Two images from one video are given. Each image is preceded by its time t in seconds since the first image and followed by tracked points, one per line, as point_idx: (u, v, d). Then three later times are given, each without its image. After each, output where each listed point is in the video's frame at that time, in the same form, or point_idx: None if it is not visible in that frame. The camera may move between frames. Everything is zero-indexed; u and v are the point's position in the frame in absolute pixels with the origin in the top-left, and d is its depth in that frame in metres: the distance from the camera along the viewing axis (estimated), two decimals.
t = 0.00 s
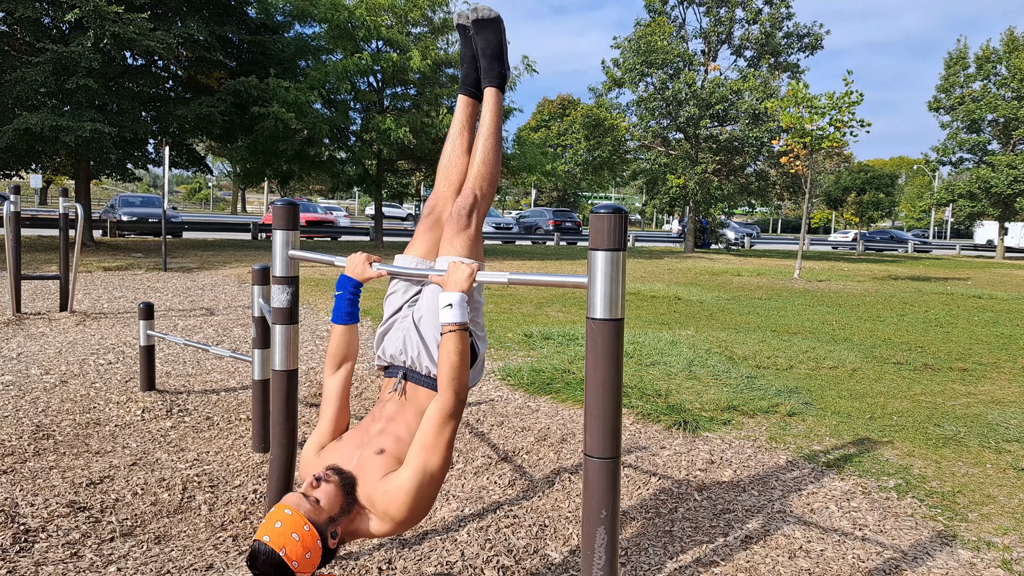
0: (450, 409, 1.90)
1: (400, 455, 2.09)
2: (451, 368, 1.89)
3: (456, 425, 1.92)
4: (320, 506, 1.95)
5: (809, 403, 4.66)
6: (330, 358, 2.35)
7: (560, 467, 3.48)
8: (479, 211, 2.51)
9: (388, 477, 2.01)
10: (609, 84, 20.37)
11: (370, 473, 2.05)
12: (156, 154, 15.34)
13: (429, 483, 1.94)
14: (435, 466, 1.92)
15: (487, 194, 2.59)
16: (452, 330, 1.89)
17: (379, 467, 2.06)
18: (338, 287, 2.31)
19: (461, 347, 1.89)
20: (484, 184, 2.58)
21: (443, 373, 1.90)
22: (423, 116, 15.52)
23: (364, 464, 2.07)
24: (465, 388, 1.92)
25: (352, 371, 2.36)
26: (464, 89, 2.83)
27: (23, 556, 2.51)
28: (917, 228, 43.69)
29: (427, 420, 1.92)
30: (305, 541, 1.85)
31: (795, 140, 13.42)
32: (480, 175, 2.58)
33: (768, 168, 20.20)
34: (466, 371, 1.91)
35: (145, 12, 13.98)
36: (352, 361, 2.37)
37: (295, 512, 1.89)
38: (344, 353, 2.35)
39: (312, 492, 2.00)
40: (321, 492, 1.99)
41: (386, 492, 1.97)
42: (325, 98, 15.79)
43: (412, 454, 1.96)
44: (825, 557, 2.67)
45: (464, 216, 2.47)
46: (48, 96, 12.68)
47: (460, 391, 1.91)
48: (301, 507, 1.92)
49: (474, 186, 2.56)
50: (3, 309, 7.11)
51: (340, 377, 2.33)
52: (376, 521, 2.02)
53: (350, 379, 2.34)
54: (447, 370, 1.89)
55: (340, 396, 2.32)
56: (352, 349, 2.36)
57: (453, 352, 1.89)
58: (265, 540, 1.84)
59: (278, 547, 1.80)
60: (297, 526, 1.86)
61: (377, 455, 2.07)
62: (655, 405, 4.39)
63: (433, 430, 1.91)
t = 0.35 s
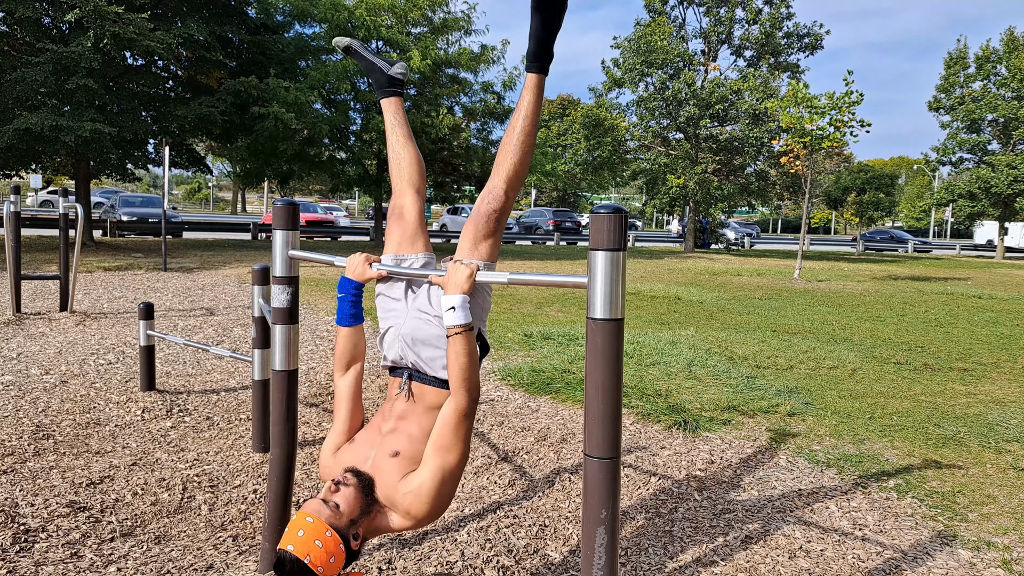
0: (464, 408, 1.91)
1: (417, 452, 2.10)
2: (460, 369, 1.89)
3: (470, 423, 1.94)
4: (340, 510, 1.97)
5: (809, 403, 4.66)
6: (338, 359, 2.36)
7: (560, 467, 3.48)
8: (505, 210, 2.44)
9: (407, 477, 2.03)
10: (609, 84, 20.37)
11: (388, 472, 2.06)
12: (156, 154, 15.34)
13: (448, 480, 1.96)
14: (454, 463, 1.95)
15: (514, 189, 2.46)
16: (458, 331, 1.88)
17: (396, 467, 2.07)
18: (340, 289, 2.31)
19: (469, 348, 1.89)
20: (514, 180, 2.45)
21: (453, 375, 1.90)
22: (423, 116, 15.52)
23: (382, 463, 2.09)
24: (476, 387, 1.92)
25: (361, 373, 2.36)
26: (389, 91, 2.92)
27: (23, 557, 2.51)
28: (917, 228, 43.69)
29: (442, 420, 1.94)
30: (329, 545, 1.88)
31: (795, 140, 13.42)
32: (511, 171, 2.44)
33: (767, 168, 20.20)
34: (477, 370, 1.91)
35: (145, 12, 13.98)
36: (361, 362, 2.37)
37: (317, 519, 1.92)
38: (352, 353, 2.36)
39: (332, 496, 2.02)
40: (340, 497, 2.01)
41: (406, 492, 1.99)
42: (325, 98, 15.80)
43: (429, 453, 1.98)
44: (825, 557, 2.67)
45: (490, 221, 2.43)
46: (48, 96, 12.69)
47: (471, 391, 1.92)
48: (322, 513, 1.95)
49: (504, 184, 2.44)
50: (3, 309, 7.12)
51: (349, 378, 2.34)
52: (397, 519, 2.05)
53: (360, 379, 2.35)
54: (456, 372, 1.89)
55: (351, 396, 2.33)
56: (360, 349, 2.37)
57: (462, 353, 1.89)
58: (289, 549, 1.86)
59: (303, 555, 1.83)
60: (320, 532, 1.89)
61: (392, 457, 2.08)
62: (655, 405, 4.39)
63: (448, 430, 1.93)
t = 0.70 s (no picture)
0: (451, 409, 1.89)
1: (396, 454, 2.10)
2: (451, 369, 1.88)
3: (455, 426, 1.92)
4: (313, 502, 1.99)
5: (809, 403, 4.66)
6: (328, 359, 2.34)
7: (560, 467, 3.48)
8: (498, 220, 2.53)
9: (383, 476, 2.02)
10: (609, 84, 20.36)
11: (363, 470, 2.06)
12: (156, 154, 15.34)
13: (424, 483, 1.95)
14: (433, 467, 1.92)
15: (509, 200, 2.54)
16: (453, 331, 1.88)
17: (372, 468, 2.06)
18: (338, 288, 2.31)
19: (461, 349, 1.88)
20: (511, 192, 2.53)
21: (444, 374, 1.89)
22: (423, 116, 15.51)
23: (359, 460, 2.08)
24: (465, 390, 1.91)
25: (350, 374, 2.35)
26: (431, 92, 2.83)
27: (22, 557, 2.51)
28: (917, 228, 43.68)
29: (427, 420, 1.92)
30: (296, 536, 1.90)
31: (795, 140, 13.42)
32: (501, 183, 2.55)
33: (768, 167, 20.20)
34: (467, 372, 1.91)
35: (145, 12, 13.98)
36: (350, 363, 2.36)
37: (288, 508, 1.94)
38: (343, 353, 2.34)
39: (307, 488, 2.04)
40: (315, 490, 2.03)
41: (382, 492, 1.98)
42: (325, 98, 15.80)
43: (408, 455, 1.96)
44: (825, 557, 2.67)
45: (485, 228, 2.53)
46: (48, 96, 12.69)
47: (459, 392, 1.90)
48: (294, 503, 1.97)
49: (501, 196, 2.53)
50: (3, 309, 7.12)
51: (337, 379, 2.32)
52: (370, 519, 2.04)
53: (349, 379, 2.33)
54: (447, 371, 1.88)
55: (336, 397, 2.32)
56: (351, 350, 2.35)
57: (455, 353, 1.88)
58: (256, 535, 1.88)
59: (269, 542, 1.84)
60: (290, 522, 1.91)
61: (371, 455, 2.07)
62: (655, 405, 4.39)
63: (431, 431, 1.91)
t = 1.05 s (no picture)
0: (449, 410, 1.89)
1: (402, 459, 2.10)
2: (451, 370, 1.89)
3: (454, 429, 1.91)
4: (319, 495, 1.99)
5: (809, 403, 4.66)
6: (330, 359, 2.35)
7: (560, 467, 3.48)
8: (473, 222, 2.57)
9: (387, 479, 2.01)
10: (609, 84, 20.36)
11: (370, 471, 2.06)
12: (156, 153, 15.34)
13: (426, 486, 1.93)
14: (434, 471, 1.91)
15: (482, 206, 2.64)
16: (451, 333, 1.88)
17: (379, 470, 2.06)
18: (340, 289, 2.30)
19: (460, 352, 1.89)
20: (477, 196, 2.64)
21: (443, 376, 1.89)
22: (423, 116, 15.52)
23: (368, 462, 2.09)
24: (464, 392, 1.91)
25: (353, 374, 2.36)
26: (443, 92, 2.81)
27: (22, 557, 2.51)
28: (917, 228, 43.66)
29: (427, 422, 1.92)
30: (300, 527, 1.89)
31: (795, 140, 13.42)
32: (473, 190, 2.63)
33: (768, 167, 20.19)
34: (465, 374, 1.91)
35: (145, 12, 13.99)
36: (353, 363, 2.37)
37: (294, 498, 1.94)
38: (345, 354, 2.35)
39: (313, 482, 2.03)
40: (322, 484, 2.02)
41: (385, 493, 1.98)
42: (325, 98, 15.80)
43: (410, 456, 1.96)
44: (825, 557, 2.67)
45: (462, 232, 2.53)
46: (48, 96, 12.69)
47: (458, 395, 1.90)
48: (301, 494, 1.98)
49: (468, 201, 2.60)
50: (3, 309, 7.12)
51: (340, 379, 2.34)
52: (373, 522, 2.02)
53: (352, 379, 2.35)
54: (446, 372, 1.89)
55: (339, 398, 2.33)
56: (353, 350, 2.36)
57: (453, 354, 1.88)
58: (261, 522, 1.88)
59: (273, 530, 1.85)
60: (296, 511, 1.91)
61: (380, 458, 2.08)
62: (655, 405, 4.39)
63: (430, 431, 1.90)
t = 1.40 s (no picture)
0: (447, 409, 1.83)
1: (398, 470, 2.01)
2: (450, 368, 1.83)
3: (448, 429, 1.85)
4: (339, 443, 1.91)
5: (809, 403, 4.66)
6: (330, 359, 2.36)
7: (560, 467, 3.48)
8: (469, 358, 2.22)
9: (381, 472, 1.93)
10: (609, 84, 20.36)
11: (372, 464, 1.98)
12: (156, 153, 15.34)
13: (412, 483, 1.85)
14: (422, 466, 1.84)
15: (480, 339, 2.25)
16: (452, 331, 1.85)
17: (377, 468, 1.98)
18: (339, 289, 2.28)
19: (460, 353, 1.85)
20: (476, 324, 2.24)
21: (442, 373, 1.84)
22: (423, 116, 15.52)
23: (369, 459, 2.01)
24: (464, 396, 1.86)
25: (352, 375, 2.38)
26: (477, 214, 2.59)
27: (22, 556, 2.51)
28: (917, 228, 43.64)
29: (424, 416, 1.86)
30: (317, 449, 1.81)
31: (795, 140, 13.42)
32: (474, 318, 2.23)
33: (767, 168, 20.20)
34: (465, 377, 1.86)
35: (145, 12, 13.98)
36: (352, 363, 2.38)
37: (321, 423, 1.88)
38: (344, 354, 2.36)
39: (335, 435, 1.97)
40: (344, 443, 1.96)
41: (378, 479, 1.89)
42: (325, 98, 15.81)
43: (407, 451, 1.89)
44: (825, 557, 2.67)
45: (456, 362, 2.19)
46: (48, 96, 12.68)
47: (458, 394, 1.85)
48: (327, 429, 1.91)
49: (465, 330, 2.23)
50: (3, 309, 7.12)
51: (339, 379, 2.35)
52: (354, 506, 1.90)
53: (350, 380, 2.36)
54: (445, 370, 1.83)
55: (337, 396, 2.33)
56: (352, 352, 2.37)
57: (453, 354, 1.84)
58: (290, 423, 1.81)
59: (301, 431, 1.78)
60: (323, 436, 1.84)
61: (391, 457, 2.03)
62: (655, 405, 4.39)
63: (425, 426, 1.83)
